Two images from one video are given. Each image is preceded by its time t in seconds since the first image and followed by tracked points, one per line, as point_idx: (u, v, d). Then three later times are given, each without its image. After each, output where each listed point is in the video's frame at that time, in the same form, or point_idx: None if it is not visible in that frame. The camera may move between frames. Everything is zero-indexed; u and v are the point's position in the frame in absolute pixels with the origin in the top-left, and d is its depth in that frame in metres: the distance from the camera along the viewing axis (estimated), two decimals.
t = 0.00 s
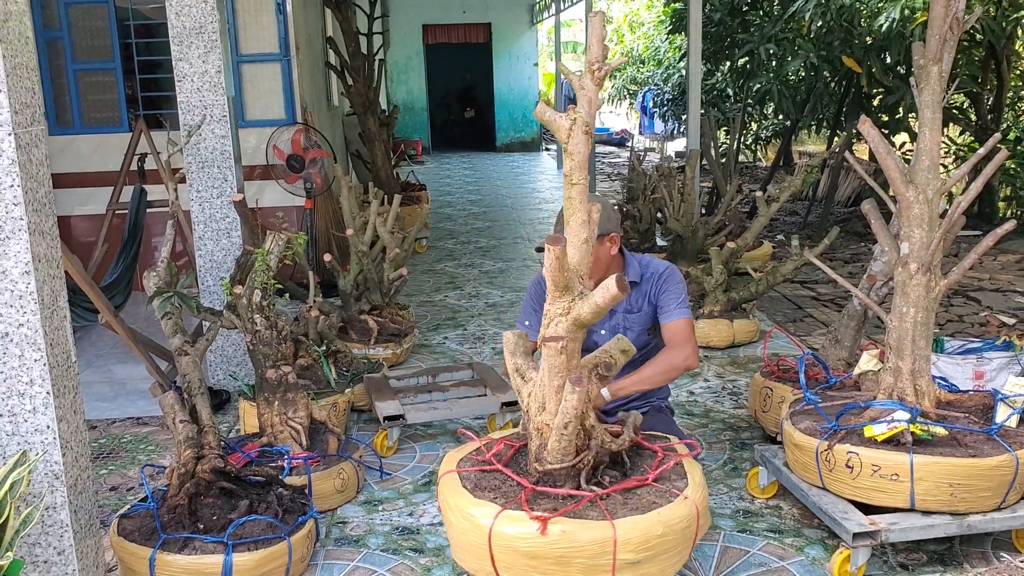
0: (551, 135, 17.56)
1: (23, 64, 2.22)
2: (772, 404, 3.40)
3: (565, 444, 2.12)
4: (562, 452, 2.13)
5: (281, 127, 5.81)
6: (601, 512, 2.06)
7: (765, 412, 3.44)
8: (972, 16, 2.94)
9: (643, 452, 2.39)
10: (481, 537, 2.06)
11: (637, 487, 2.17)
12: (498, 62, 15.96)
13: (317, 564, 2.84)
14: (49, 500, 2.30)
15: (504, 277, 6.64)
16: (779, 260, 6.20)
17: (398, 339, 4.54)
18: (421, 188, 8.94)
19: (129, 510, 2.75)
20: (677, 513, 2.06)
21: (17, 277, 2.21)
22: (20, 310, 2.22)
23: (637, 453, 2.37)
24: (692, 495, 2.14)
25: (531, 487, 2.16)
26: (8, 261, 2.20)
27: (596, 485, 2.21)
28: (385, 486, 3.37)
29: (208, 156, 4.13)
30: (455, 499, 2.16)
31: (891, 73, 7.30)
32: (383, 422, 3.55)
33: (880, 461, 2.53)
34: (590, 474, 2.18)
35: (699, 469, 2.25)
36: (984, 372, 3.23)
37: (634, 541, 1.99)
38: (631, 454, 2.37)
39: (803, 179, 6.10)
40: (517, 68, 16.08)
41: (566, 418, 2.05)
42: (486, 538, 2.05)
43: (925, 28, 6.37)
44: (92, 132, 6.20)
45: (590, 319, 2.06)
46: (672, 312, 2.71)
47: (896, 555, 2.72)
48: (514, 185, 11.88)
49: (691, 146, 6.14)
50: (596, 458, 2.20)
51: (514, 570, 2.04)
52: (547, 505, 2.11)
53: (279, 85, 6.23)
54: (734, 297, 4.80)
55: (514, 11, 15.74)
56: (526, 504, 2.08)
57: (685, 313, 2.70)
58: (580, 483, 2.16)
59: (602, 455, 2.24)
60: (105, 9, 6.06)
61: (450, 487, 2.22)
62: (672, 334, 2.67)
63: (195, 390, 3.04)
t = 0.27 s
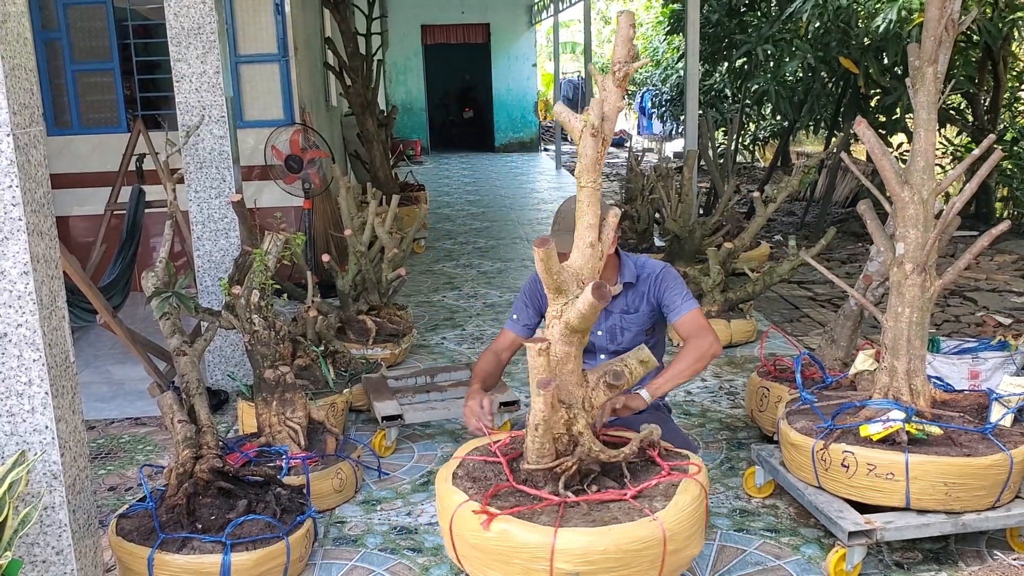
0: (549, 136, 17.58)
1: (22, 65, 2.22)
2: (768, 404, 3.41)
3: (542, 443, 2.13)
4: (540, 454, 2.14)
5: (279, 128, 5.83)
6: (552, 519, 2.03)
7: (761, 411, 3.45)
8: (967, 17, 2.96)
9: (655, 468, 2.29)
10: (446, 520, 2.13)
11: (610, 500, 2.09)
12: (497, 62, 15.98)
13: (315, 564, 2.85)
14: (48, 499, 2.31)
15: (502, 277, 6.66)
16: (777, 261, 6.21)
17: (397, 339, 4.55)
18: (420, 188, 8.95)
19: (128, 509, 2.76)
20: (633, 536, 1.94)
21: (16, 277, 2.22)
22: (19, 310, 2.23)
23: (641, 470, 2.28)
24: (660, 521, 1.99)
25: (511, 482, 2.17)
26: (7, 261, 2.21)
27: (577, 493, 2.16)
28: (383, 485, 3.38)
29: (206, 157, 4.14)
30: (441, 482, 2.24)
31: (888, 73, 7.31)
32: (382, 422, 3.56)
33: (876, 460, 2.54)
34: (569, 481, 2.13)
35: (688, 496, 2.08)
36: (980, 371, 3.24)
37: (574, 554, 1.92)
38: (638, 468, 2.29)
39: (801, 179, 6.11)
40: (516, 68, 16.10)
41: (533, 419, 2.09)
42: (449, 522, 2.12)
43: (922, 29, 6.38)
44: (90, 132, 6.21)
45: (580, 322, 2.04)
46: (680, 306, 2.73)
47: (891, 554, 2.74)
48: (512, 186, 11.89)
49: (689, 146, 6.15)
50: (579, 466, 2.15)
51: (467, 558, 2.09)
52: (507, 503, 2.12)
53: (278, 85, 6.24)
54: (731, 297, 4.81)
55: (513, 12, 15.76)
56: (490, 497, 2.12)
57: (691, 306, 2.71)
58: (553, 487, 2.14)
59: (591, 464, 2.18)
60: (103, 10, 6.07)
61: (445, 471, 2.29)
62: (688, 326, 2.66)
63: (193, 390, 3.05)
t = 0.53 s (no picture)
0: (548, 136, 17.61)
1: (20, 67, 2.23)
2: (767, 403, 3.42)
3: (522, 443, 2.09)
4: (518, 454, 2.09)
5: (277, 129, 5.84)
6: (503, 518, 1.99)
7: (760, 410, 3.45)
8: (964, 16, 2.96)
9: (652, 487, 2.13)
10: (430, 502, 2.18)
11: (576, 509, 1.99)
12: (495, 62, 15.99)
13: (315, 564, 2.86)
14: (48, 501, 2.32)
15: (501, 277, 6.66)
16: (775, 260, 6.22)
17: (396, 340, 4.55)
18: (419, 189, 8.96)
19: (128, 510, 2.76)
20: (575, 548, 1.83)
21: (15, 279, 2.22)
22: (18, 312, 2.24)
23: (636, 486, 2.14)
24: (613, 538, 1.86)
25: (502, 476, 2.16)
26: (6, 263, 2.21)
27: (552, 498, 2.08)
28: (383, 486, 3.38)
29: (205, 158, 4.14)
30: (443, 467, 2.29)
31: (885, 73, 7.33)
32: (381, 422, 3.56)
33: (874, 459, 2.55)
34: (544, 484, 2.07)
35: (660, 518, 1.92)
36: (978, 370, 3.25)
37: (508, 555, 1.86)
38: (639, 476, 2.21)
39: (799, 178, 6.11)
40: (514, 68, 16.11)
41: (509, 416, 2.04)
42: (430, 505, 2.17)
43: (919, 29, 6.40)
44: (89, 133, 6.21)
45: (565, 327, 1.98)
46: (675, 300, 2.74)
47: (890, 552, 2.74)
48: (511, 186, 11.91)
49: (687, 146, 6.16)
50: (558, 471, 2.09)
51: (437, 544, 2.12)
52: (476, 495, 2.11)
53: (276, 86, 6.25)
54: (730, 296, 4.82)
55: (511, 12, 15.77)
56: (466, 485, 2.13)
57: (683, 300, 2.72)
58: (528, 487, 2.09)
59: (574, 471, 2.10)
60: (101, 11, 6.07)
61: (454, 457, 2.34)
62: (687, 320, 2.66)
63: (192, 391, 3.05)
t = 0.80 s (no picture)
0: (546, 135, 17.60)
1: (17, 63, 2.21)
2: (767, 400, 3.41)
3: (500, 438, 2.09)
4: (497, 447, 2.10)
5: (275, 127, 5.83)
6: (479, 510, 2.02)
7: (760, 408, 3.44)
8: (964, 12, 2.95)
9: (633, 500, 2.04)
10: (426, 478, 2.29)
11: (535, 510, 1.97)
12: (494, 61, 15.97)
13: (314, 562, 2.84)
14: (46, 499, 2.30)
15: (500, 276, 6.65)
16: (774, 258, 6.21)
17: (395, 338, 4.54)
18: (417, 187, 8.95)
19: (126, 509, 2.75)
20: (505, 549, 1.83)
21: (13, 276, 2.21)
22: (16, 310, 2.22)
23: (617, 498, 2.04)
24: (549, 546, 1.82)
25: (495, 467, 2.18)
26: (4, 260, 2.20)
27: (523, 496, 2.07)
28: (382, 484, 3.37)
29: (203, 156, 4.13)
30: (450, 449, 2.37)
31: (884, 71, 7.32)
32: (380, 420, 3.55)
33: (875, 456, 2.55)
34: (518, 481, 2.07)
35: (610, 533, 1.84)
36: (978, 367, 3.24)
37: (450, 545, 1.92)
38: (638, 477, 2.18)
39: (799, 176, 6.10)
40: (512, 67, 16.09)
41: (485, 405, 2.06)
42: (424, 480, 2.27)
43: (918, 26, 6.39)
44: (86, 132, 6.19)
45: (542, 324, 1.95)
46: (669, 302, 2.71)
47: (891, 550, 2.74)
48: (509, 185, 11.90)
49: (685, 144, 6.15)
50: (534, 470, 2.08)
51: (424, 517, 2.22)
52: (454, 481, 2.17)
53: (275, 85, 6.24)
54: (730, 295, 4.81)
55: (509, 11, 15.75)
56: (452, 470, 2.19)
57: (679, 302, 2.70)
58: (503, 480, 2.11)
59: (550, 473, 2.07)
60: (99, 10, 6.06)
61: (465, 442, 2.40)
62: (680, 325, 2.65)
63: (190, 389, 3.03)
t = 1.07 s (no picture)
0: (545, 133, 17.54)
1: (4, 49, 2.16)
2: (769, 396, 3.36)
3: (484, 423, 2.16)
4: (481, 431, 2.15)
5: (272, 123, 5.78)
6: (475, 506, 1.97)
7: (762, 404, 3.39)
8: (970, 1, 2.91)
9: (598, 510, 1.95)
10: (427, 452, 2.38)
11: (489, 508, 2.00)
12: (492, 59, 15.92)
13: (309, 560, 2.79)
14: (34, 495, 2.25)
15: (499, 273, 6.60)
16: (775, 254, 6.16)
17: (393, 334, 4.49)
18: (415, 184, 8.89)
19: (118, 506, 2.70)
20: (441, 536, 1.89)
21: None
22: (3, 301, 2.17)
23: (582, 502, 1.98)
24: (480, 539, 1.85)
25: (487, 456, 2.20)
26: None
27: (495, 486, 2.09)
28: (379, 481, 3.31)
29: (198, 150, 4.08)
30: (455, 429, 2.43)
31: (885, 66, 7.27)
32: (377, 417, 3.50)
33: (881, 450, 2.50)
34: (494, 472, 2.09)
35: (545, 536, 1.82)
36: (983, 362, 3.20)
37: (407, 522, 2.00)
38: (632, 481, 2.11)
39: (800, 171, 6.06)
40: (511, 65, 16.04)
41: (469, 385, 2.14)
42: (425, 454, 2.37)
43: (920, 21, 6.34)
44: (81, 128, 6.14)
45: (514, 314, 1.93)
46: (666, 305, 2.66)
47: (897, 547, 2.69)
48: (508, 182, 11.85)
49: (685, 139, 6.10)
50: (509, 462, 2.10)
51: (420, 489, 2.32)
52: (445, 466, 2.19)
53: (271, 80, 6.19)
54: (731, 290, 4.76)
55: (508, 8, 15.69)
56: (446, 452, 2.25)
57: (677, 306, 2.65)
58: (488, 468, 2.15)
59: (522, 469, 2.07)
60: (94, 5, 6.00)
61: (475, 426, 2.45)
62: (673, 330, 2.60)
63: (184, 384, 2.98)
